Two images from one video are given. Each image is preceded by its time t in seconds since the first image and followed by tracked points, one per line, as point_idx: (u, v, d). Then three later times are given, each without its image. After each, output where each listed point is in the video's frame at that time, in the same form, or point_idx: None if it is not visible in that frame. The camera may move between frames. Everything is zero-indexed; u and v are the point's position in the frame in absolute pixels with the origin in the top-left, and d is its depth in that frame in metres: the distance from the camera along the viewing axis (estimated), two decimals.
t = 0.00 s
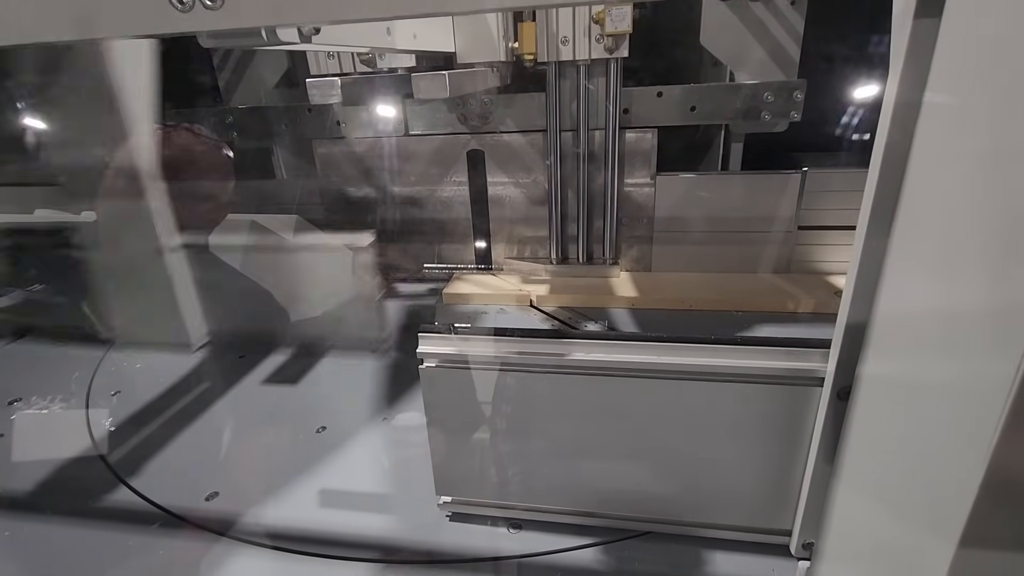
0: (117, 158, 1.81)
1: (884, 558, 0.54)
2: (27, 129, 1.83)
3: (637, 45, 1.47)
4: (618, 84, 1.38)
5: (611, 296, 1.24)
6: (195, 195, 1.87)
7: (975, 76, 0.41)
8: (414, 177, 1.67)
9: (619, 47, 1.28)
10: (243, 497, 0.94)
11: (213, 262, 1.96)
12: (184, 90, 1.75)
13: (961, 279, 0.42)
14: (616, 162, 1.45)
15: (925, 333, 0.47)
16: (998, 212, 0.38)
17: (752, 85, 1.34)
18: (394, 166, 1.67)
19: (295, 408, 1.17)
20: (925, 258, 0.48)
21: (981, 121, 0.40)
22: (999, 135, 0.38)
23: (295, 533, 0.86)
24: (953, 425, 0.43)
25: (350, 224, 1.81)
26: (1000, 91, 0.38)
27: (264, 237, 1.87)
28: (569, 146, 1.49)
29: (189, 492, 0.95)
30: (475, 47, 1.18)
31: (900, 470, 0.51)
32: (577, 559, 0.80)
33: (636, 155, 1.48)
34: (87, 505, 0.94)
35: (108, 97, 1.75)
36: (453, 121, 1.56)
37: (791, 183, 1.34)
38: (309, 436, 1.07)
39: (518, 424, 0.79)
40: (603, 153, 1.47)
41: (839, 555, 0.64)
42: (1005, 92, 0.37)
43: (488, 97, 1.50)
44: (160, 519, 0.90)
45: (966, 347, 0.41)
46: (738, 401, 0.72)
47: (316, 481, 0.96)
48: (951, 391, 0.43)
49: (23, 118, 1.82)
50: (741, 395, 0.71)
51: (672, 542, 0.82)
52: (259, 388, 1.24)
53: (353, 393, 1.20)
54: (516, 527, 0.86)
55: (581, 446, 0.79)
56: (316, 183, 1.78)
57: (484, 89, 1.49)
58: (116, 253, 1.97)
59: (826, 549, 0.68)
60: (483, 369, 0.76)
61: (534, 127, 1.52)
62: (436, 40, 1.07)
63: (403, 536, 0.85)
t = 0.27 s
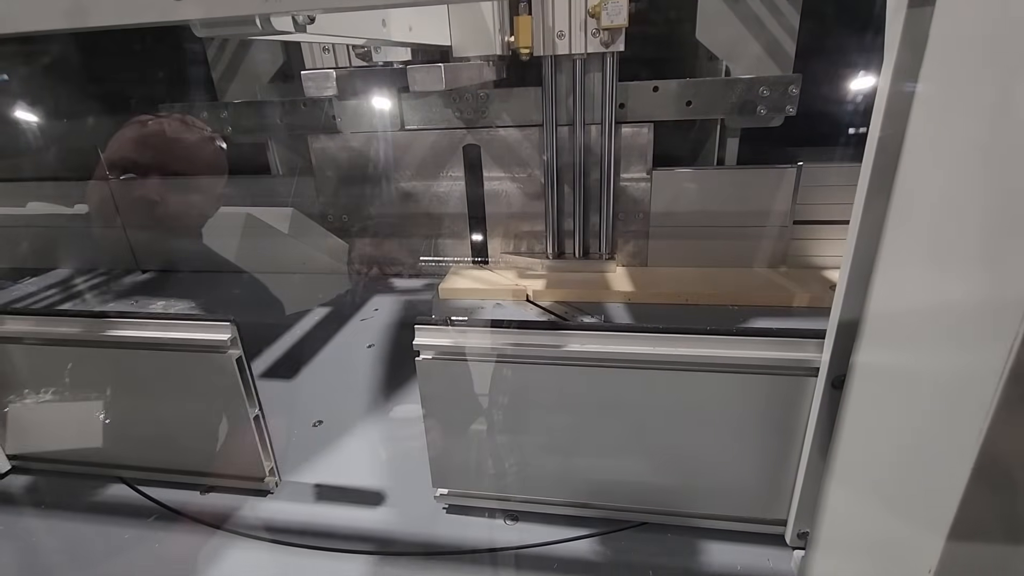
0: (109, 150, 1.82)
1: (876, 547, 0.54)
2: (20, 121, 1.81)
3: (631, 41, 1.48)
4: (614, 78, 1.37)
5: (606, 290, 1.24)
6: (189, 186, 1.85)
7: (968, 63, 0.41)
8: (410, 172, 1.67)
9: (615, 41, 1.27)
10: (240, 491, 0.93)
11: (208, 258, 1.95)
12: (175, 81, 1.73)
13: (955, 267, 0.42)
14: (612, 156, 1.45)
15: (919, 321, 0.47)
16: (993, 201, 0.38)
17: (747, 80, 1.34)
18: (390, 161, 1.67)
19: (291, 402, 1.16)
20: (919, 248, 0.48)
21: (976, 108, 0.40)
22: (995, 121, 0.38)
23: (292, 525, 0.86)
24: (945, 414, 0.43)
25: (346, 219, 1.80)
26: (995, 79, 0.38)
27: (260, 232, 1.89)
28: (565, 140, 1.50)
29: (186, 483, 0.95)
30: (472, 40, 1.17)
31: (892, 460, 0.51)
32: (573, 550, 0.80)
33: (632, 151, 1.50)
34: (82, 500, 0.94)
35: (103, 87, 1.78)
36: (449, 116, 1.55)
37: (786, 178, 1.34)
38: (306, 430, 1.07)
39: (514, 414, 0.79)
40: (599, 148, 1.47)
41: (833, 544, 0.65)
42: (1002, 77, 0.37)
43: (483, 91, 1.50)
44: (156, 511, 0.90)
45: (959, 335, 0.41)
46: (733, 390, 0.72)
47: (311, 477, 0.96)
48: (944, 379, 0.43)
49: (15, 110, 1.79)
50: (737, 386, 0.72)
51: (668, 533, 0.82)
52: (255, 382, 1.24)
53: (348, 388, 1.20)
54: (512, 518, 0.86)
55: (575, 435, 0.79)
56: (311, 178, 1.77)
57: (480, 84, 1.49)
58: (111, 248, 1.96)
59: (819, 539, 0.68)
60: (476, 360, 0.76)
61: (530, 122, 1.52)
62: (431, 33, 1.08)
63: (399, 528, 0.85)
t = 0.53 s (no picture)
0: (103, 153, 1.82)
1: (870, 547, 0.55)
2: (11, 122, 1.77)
3: (627, 42, 1.48)
4: (610, 80, 1.37)
5: (602, 291, 1.24)
6: (181, 190, 1.84)
7: (959, 67, 0.42)
8: (406, 173, 1.67)
9: (611, 43, 1.27)
10: (235, 495, 0.93)
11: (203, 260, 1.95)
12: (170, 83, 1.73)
13: (948, 270, 0.42)
14: (608, 158, 1.46)
15: (912, 322, 0.48)
16: (983, 203, 0.38)
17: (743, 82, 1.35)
18: (386, 163, 1.67)
19: (287, 405, 1.16)
20: (910, 250, 0.48)
21: (967, 111, 0.41)
22: (985, 124, 0.38)
23: (289, 529, 0.86)
24: (937, 414, 0.43)
25: (342, 221, 1.79)
26: (985, 82, 0.38)
27: (254, 235, 1.88)
28: (560, 142, 1.50)
29: (181, 487, 0.95)
30: (467, 43, 1.17)
31: (885, 461, 0.52)
32: (570, 552, 0.81)
33: (628, 153, 1.50)
34: (76, 505, 0.93)
35: (97, 89, 1.77)
36: (444, 119, 1.56)
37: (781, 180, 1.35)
38: (302, 433, 1.07)
39: (511, 417, 0.79)
40: (595, 150, 1.47)
41: (827, 544, 0.65)
42: (992, 81, 0.38)
43: (479, 93, 1.50)
44: (151, 516, 0.90)
45: (950, 337, 0.42)
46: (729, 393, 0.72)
47: (307, 481, 0.95)
48: (936, 380, 0.43)
49: (6, 113, 1.75)
50: (733, 388, 0.72)
51: (664, 534, 0.82)
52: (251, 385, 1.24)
53: (344, 391, 1.20)
54: (508, 520, 0.86)
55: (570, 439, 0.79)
56: (307, 180, 1.77)
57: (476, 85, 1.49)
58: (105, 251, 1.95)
59: (814, 539, 0.69)
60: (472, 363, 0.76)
61: (526, 123, 1.52)
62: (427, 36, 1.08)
63: (396, 530, 0.85)
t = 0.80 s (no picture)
0: (103, 158, 1.86)
1: (862, 542, 0.55)
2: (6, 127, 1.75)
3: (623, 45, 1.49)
4: (606, 83, 1.38)
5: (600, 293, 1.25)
6: (177, 197, 1.86)
7: (949, 72, 0.42)
8: (405, 175, 1.67)
9: (608, 45, 1.28)
10: (235, 497, 0.94)
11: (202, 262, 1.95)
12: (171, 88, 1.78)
13: (939, 272, 0.43)
14: (604, 159, 1.46)
15: (904, 323, 0.48)
16: (974, 206, 0.39)
17: (738, 83, 1.36)
18: (385, 165, 1.67)
19: (287, 407, 1.16)
20: (902, 251, 0.49)
21: (958, 115, 0.41)
22: (976, 128, 0.39)
23: (288, 531, 0.87)
24: (928, 413, 0.44)
25: (340, 223, 1.80)
26: (977, 87, 0.39)
27: (253, 239, 1.87)
28: (557, 144, 1.51)
29: (182, 489, 0.96)
30: (464, 45, 1.17)
31: (878, 459, 0.52)
32: (567, 553, 0.81)
33: (625, 155, 1.51)
34: (75, 509, 0.94)
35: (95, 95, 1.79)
36: (442, 121, 1.56)
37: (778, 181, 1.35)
38: (301, 435, 1.08)
39: (509, 412, 0.81)
40: (592, 152, 1.48)
41: (819, 539, 0.66)
42: (983, 87, 0.38)
43: (477, 95, 1.50)
44: (150, 518, 0.90)
45: (941, 337, 0.42)
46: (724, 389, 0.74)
47: (305, 483, 0.96)
48: (928, 380, 0.44)
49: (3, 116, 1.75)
50: (727, 382, 0.73)
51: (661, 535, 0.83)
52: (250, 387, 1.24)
53: (343, 393, 1.20)
54: (506, 521, 0.87)
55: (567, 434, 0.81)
56: (304, 182, 1.77)
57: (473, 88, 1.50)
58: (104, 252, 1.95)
59: (808, 536, 0.70)
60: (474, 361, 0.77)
61: (523, 125, 1.52)
62: (423, 40, 1.09)
63: (395, 531, 0.85)
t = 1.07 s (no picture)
0: (96, 163, 1.86)
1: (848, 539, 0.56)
2: (5, 130, 1.75)
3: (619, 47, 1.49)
4: (603, 84, 1.37)
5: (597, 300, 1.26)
6: (172, 200, 1.86)
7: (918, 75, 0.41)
8: (401, 176, 1.67)
9: (604, 46, 1.29)
10: (231, 502, 0.93)
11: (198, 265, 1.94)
12: (166, 93, 1.76)
13: (917, 274, 0.43)
14: (602, 161, 1.45)
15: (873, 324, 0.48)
16: (958, 210, 0.40)
17: (735, 84, 1.37)
18: (382, 166, 1.67)
19: (284, 410, 1.16)
20: (875, 251, 0.49)
21: (935, 119, 0.41)
22: (959, 134, 0.39)
23: (284, 535, 0.86)
24: (919, 412, 0.44)
25: (337, 225, 1.79)
26: (959, 92, 0.38)
27: (253, 241, 1.86)
28: (554, 145, 1.51)
29: (176, 494, 0.95)
30: (459, 48, 1.16)
31: (846, 461, 0.52)
32: (563, 556, 0.80)
33: (622, 156, 1.51)
34: (68, 515, 0.93)
35: (89, 97, 1.78)
36: (439, 122, 1.56)
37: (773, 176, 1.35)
38: (297, 439, 1.07)
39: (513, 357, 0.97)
40: (589, 153, 1.48)
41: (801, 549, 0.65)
42: (968, 92, 0.38)
43: (473, 96, 1.50)
44: (146, 524, 0.90)
45: (926, 338, 0.43)
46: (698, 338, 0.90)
47: (302, 488, 0.95)
48: (910, 379, 0.45)
49: None
50: (699, 334, 0.90)
51: (658, 538, 0.82)
52: (247, 390, 1.24)
53: (340, 396, 1.20)
54: (502, 524, 0.86)
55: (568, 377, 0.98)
56: (301, 184, 1.77)
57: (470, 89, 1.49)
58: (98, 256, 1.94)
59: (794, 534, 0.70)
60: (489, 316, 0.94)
61: (520, 126, 1.52)
62: (419, 42, 1.08)
63: (392, 536, 0.85)
